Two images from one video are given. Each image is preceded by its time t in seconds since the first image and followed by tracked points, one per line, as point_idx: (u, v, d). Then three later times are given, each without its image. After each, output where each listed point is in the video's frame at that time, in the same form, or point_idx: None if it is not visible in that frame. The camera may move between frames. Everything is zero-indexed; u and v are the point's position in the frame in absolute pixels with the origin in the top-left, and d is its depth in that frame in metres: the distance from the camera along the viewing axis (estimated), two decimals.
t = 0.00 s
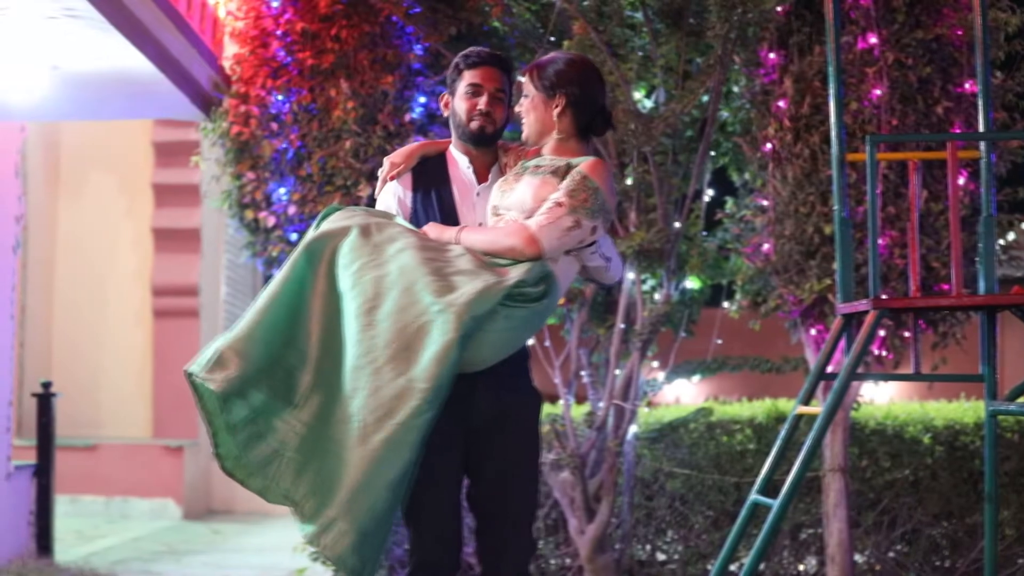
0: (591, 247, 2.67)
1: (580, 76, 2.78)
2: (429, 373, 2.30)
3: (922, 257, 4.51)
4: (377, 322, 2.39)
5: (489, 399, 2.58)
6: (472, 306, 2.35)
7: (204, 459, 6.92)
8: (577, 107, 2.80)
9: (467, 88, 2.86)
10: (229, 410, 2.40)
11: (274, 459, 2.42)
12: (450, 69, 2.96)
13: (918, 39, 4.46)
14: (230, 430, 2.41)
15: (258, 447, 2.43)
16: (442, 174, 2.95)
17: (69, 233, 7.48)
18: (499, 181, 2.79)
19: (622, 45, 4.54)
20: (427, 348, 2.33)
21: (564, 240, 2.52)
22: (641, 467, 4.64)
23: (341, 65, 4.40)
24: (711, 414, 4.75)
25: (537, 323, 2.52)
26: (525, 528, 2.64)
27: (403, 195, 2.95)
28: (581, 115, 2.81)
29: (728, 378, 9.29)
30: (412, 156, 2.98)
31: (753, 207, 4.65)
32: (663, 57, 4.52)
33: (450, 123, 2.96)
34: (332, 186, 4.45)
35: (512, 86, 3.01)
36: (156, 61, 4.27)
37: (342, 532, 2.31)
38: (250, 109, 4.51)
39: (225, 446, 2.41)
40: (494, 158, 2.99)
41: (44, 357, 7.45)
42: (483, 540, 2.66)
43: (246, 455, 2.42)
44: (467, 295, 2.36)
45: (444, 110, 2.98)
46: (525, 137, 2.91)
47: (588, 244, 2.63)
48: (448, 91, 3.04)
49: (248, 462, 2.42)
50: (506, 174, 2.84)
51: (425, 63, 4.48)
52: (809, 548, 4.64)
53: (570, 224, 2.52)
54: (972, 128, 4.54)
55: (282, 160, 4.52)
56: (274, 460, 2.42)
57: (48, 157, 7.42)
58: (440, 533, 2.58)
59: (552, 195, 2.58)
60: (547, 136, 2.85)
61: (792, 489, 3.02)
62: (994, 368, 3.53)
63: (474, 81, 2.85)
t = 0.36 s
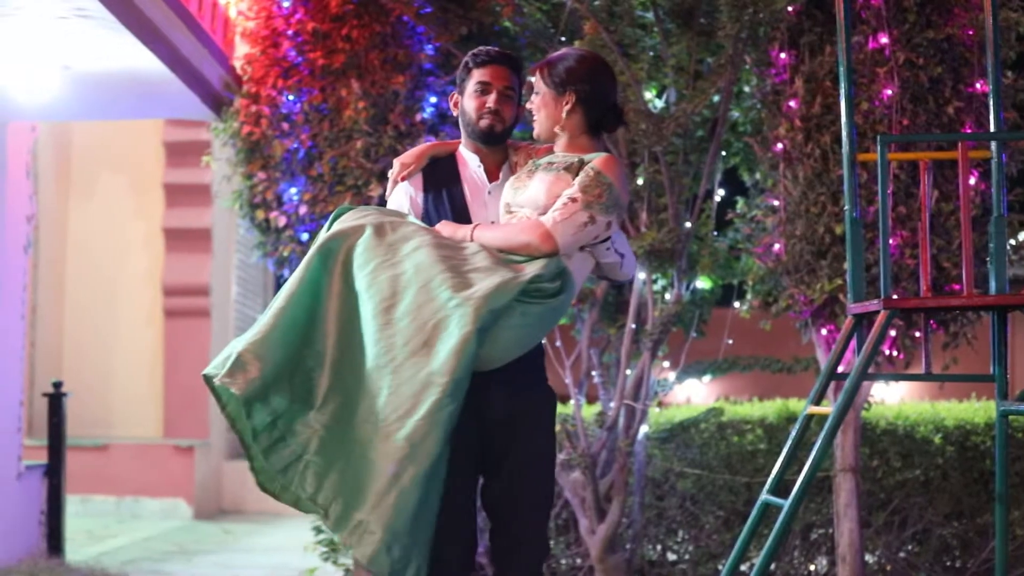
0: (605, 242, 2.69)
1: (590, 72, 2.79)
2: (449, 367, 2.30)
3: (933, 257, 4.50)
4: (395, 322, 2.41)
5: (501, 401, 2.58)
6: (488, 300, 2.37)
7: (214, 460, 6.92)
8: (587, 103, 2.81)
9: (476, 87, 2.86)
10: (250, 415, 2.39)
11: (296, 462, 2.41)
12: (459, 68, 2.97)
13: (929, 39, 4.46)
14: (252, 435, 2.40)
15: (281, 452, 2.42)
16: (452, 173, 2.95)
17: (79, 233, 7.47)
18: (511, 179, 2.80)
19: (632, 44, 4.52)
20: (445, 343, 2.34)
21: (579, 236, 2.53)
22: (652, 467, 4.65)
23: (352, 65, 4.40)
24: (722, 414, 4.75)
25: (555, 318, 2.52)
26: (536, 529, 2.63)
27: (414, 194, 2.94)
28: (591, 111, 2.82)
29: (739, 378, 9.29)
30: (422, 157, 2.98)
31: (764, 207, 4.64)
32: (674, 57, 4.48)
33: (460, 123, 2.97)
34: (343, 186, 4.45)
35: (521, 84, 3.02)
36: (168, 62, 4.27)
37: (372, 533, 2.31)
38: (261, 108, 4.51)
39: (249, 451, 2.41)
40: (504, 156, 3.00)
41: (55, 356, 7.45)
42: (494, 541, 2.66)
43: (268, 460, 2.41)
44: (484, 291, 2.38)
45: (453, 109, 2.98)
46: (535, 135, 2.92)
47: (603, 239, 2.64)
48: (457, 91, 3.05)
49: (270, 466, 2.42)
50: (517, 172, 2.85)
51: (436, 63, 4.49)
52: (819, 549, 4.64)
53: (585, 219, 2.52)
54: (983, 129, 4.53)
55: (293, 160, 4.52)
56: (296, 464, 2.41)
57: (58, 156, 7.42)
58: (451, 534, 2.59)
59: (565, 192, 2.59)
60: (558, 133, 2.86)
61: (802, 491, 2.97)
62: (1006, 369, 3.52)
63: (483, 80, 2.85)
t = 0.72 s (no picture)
0: (621, 240, 2.71)
1: (605, 72, 2.77)
2: (465, 355, 2.28)
3: (945, 257, 4.50)
4: (411, 315, 2.40)
5: (520, 400, 2.57)
6: (503, 290, 2.37)
7: (227, 460, 6.97)
8: (603, 103, 2.79)
9: (491, 90, 2.86)
10: (264, 409, 2.39)
11: (313, 457, 2.40)
12: (475, 72, 2.97)
13: (940, 39, 4.46)
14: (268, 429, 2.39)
15: (297, 447, 2.40)
16: (469, 175, 2.95)
17: (92, 232, 7.48)
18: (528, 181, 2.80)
19: (644, 44, 4.53)
20: (461, 332, 2.33)
21: (594, 231, 2.54)
22: (664, 467, 4.64)
23: (363, 65, 4.39)
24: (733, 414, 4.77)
25: (571, 309, 2.52)
26: (549, 531, 2.63)
27: (430, 195, 2.92)
28: (607, 112, 2.80)
29: (751, 378, 9.29)
30: (441, 159, 2.96)
31: (775, 206, 4.63)
32: (686, 56, 4.48)
33: (476, 126, 2.97)
34: (354, 186, 4.44)
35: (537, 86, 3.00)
36: (178, 61, 4.26)
37: (403, 526, 2.29)
38: (272, 108, 4.50)
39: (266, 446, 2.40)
40: (521, 159, 2.98)
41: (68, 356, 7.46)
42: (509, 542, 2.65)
43: (286, 455, 2.41)
44: (498, 281, 2.38)
45: (470, 113, 2.99)
46: (551, 135, 2.91)
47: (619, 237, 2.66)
48: (474, 93, 3.04)
49: (288, 462, 2.40)
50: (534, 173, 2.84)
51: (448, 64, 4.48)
52: (831, 549, 4.64)
53: (601, 214, 2.54)
54: (994, 128, 4.52)
55: (304, 160, 4.51)
56: (314, 459, 2.40)
57: (70, 156, 7.41)
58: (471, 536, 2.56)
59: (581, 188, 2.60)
60: (575, 134, 2.84)
61: (815, 489, 3.03)
62: (1018, 370, 3.52)
63: (499, 83, 2.84)
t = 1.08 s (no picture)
0: (649, 235, 2.73)
1: (638, 75, 2.77)
2: (490, 344, 2.33)
3: (967, 257, 4.49)
4: (434, 306, 2.47)
5: (545, 398, 2.60)
6: (525, 277, 2.40)
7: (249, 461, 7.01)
8: (635, 105, 2.78)
9: (523, 97, 2.89)
10: (286, 397, 2.44)
11: (335, 448, 2.47)
12: (508, 80, 3.00)
13: (962, 39, 4.45)
14: (291, 418, 2.45)
15: (320, 435, 2.47)
16: (502, 180, 2.97)
17: (114, 232, 7.47)
18: (558, 182, 2.83)
19: (665, 45, 4.48)
20: (484, 321, 2.38)
21: (620, 223, 2.56)
22: (687, 467, 4.65)
23: (384, 65, 4.37)
24: (756, 414, 4.83)
25: (595, 301, 2.55)
26: (574, 528, 2.66)
27: (465, 199, 2.97)
28: (640, 113, 2.79)
29: (773, 377, 9.28)
30: (475, 166, 3.00)
31: (797, 207, 4.62)
32: (707, 56, 4.45)
33: (509, 133, 2.99)
34: (376, 186, 4.42)
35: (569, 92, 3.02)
36: (200, 61, 4.26)
37: (432, 515, 2.35)
38: (294, 109, 4.52)
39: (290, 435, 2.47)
40: (555, 166, 3.00)
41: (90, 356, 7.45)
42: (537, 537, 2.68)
43: (308, 442, 2.47)
44: (519, 267, 2.41)
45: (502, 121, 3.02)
46: (584, 137, 2.92)
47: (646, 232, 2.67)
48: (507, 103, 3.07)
49: (313, 449, 2.47)
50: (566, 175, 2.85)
51: (469, 64, 4.45)
52: (854, 549, 4.64)
53: (628, 207, 2.56)
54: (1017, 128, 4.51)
55: (326, 160, 4.48)
56: (334, 448, 2.47)
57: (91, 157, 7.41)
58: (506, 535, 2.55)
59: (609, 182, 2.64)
60: (606, 135, 2.84)
61: (837, 488, 2.98)
62: None
63: (530, 90, 2.87)
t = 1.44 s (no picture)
0: (670, 230, 2.62)
1: (665, 73, 2.75)
2: (505, 337, 2.28)
3: (984, 257, 4.50)
4: (452, 298, 2.41)
5: (566, 396, 2.56)
6: (542, 271, 2.35)
7: (265, 461, 7.00)
8: (662, 102, 2.76)
9: (549, 100, 2.88)
10: (304, 390, 2.41)
11: (354, 442, 2.42)
12: (534, 83, 2.99)
13: (979, 38, 4.45)
14: (309, 411, 2.42)
15: (338, 432, 2.43)
16: (529, 180, 2.94)
17: (133, 232, 7.52)
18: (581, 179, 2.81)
19: (683, 45, 4.47)
20: (499, 314, 2.32)
21: (638, 217, 2.49)
22: (703, 467, 4.70)
23: (402, 65, 4.40)
24: (773, 415, 4.84)
25: (613, 296, 2.48)
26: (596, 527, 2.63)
27: (491, 198, 2.94)
28: (667, 110, 2.77)
29: (789, 379, 9.28)
30: (501, 167, 2.96)
31: (815, 206, 4.62)
32: (725, 56, 4.45)
33: (536, 136, 2.99)
34: (393, 186, 4.40)
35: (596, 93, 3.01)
36: (217, 60, 4.25)
37: (443, 510, 2.27)
38: (312, 109, 4.51)
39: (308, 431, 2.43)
40: (584, 166, 2.99)
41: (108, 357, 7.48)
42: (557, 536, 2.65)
43: (325, 437, 2.42)
44: (535, 259, 2.36)
45: (529, 125, 3.01)
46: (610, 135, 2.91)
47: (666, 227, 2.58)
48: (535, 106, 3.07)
49: (332, 445, 2.42)
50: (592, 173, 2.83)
51: (486, 64, 4.47)
52: (871, 549, 4.66)
53: (646, 200, 2.49)
54: None
55: (344, 161, 4.49)
56: (354, 442, 2.42)
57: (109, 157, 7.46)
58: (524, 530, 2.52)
59: (629, 175, 2.57)
60: (634, 132, 2.83)
61: (854, 488, 2.92)
62: None
63: (556, 92, 2.86)
